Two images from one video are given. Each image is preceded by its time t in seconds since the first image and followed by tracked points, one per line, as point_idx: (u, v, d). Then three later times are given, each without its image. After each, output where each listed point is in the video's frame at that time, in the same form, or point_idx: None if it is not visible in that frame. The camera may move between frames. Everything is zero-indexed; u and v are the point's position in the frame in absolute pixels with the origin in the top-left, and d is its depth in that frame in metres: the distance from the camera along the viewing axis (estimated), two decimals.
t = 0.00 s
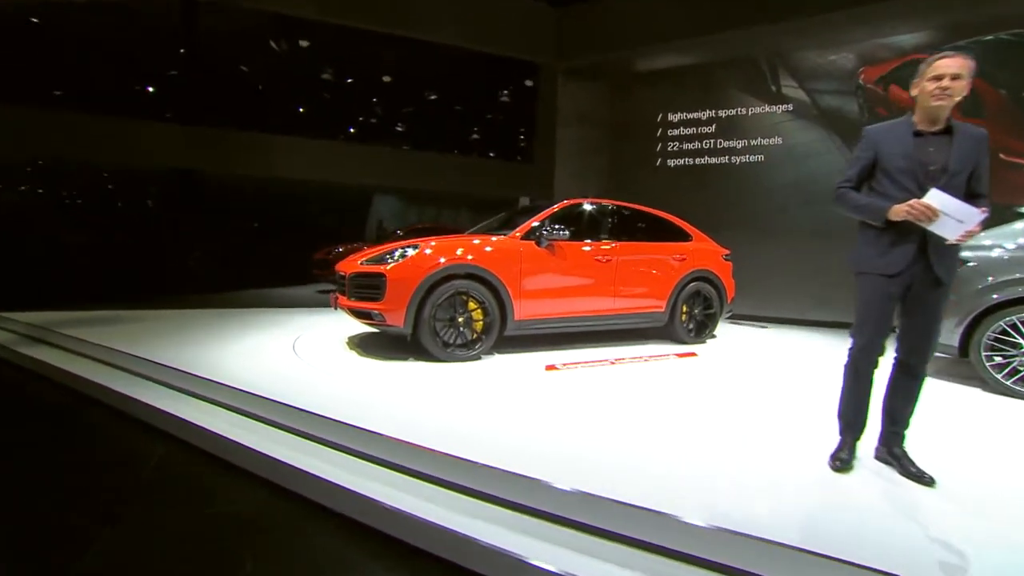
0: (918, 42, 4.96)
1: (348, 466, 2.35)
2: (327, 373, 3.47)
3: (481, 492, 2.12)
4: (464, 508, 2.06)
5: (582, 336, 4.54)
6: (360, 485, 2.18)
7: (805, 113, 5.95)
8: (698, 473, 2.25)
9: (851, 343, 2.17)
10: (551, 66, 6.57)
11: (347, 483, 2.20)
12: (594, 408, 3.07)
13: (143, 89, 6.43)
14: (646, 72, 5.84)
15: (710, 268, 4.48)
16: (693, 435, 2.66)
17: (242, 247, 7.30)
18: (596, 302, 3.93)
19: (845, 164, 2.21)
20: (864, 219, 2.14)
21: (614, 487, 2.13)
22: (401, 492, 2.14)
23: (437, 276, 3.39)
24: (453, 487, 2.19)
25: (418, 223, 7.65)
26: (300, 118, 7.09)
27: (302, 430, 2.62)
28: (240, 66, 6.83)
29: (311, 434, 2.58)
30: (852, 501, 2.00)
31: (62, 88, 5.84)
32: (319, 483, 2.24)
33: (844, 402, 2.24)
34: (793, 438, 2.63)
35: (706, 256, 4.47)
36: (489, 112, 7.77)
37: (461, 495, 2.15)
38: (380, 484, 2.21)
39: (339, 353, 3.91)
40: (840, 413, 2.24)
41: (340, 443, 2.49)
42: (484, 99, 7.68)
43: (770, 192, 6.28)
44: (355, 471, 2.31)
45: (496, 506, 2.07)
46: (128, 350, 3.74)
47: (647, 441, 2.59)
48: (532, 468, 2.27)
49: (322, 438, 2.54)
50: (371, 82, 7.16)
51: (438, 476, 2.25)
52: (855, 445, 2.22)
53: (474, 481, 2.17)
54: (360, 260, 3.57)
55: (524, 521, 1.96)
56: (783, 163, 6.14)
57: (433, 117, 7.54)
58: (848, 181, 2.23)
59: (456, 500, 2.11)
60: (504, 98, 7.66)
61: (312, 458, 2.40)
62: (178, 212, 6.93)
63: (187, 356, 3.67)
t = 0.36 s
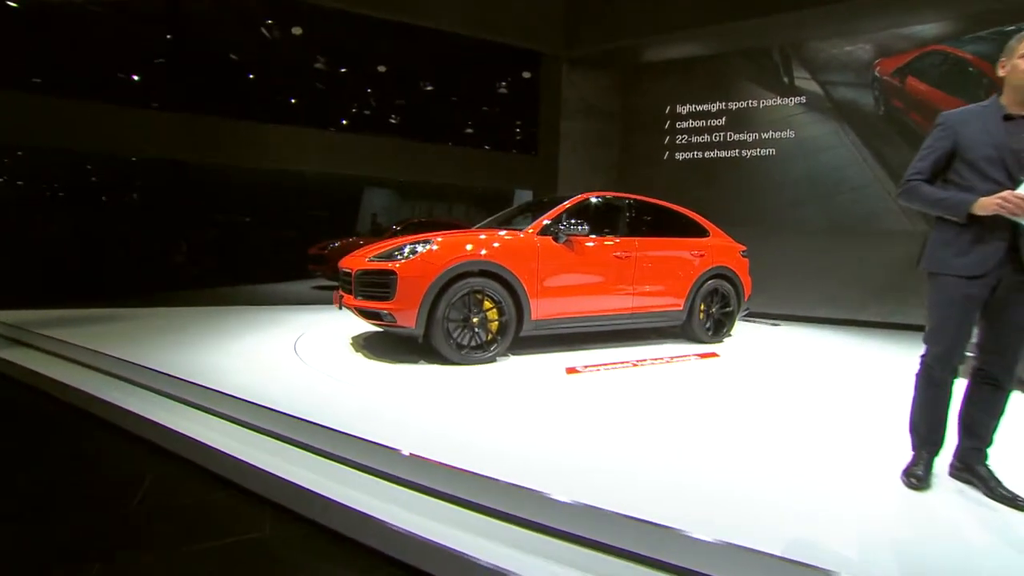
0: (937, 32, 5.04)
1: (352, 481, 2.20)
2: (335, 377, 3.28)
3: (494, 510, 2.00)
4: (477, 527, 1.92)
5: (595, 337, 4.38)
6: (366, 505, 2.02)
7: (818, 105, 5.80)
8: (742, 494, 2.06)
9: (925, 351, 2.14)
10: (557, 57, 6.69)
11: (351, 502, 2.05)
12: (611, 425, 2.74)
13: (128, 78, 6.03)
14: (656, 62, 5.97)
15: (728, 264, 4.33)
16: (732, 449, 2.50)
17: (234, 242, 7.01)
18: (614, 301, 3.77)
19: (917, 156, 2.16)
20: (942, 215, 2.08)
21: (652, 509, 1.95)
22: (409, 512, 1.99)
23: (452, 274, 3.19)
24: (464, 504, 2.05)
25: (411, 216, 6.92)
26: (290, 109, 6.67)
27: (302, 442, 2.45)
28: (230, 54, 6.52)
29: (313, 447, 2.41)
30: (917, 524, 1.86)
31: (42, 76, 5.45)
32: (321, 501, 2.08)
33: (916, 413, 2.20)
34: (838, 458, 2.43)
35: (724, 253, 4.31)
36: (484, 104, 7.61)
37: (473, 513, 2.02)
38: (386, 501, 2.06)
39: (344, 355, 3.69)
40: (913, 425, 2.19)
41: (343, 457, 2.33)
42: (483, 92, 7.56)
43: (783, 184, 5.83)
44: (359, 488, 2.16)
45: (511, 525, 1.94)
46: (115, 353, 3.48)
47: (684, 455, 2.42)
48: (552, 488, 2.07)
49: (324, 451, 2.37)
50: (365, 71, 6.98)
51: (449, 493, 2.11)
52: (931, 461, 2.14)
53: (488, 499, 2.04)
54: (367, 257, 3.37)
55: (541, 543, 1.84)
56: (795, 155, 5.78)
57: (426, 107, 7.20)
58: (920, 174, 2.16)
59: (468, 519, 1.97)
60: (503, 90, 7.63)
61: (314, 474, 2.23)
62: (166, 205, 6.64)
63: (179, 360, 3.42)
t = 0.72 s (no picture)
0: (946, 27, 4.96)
1: (335, 491, 1.97)
2: (342, 384, 3.06)
3: (492, 524, 1.77)
4: (501, 553, 1.64)
5: (609, 338, 4.23)
6: (347, 517, 1.80)
7: (824, 100, 5.69)
8: (795, 510, 1.92)
9: (998, 357, 2.00)
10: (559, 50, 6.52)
11: (330, 514, 1.82)
12: (631, 434, 2.58)
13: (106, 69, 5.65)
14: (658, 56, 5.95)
15: (744, 263, 4.21)
16: (772, 459, 2.36)
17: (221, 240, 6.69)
18: (632, 301, 3.63)
19: (993, 147, 2.00)
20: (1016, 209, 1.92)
21: (690, 529, 1.79)
22: (395, 525, 1.76)
23: (466, 274, 3.01)
24: (458, 517, 1.83)
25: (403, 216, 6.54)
26: (276, 103, 6.24)
27: (286, 451, 2.22)
28: (214, 45, 6.11)
29: (298, 456, 2.19)
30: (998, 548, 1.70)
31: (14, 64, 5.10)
32: (299, 513, 1.86)
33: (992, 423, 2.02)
34: (872, 466, 2.32)
35: (740, 251, 4.19)
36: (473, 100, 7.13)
37: (484, 531, 1.77)
38: (369, 512, 1.83)
39: (349, 360, 3.48)
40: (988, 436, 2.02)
41: (331, 467, 2.10)
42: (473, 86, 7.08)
43: (789, 181, 5.88)
44: (355, 503, 1.90)
45: (510, 540, 1.72)
46: (98, 362, 3.20)
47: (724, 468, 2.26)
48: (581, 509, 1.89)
49: (310, 461, 2.15)
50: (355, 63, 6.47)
51: (468, 514, 1.84)
52: (1019, 479, 1.98)
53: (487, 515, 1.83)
54: (374, 256, 3.17)
55: (561, 565, 1.59)
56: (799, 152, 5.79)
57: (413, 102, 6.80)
58: (994, 166, 1.99)
59: (462, 532, 1.74)
60: (496, 84, 7.19)
61: (293, 484, 2.00)
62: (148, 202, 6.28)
63: (170, 369, 3.17)
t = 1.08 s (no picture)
0: (949, 22, 5.01)
1: (315, 514, 1.78)
2: (346, 399, 2.82)
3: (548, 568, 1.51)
4: None
5: (621, 344, 4.05)
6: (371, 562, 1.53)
7: (826, 96, 5.57)
8: (861, 529, 1.78)
9: None
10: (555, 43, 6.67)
11: (308, 541, 1.64)
12: (660, 450, 2.38)
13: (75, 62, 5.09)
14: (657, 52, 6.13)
15: (756, 262, 4.08)
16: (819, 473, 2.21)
17: (202, 243, 6.29)
18: (647, 303, 3.48)
19: None
20: None
21: (757, 557, 1.61)
22: (379, 552, 1.58)
23: (479, 277, 2.82)
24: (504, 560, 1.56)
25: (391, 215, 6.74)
26: (257, 100, 5.88)
27: (265, 471, 2.02)
28: (192, 38, 5.62)
29: (278, 476, 1.99)
30: None
31: None
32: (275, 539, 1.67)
33: None
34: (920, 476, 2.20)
35: (752, 250, 4.07)
36: (459, 96, 6.77)
37: None
38: (362, 542, 1.63)
39: (350, 371, 3.23)
40: None
41: (344, 500, 1.84)
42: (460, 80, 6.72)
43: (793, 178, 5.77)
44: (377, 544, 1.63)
45: None
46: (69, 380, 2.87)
47: (771, 484, 2.09)
48: (633, 542, 1.68)
49: (289, 480, 1.95)
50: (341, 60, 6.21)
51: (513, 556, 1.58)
52: None
53: (483, 541, 1.66)
54: (377, 259, 2.97)
55: None
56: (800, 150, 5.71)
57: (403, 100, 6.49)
58: None
59: (466, 563, 1.55)
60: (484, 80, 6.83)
61: (269, 507, 1.81)
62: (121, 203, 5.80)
63: (151, 388, 2.85)
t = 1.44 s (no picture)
0: (955, 19, 4.97)
1: (318, 550, 1.56)
2: (357, 417, 2.61)
3: None
4: None
5: (638, 351, 3.89)
6: None
7: (832, 93, 5.50)
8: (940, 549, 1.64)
9: None
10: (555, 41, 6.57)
11: None
12: (702, 463, 2.24)
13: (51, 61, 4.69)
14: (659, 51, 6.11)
15: (772, 263, 3.97)
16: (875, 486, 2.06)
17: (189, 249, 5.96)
18: (668, 308, 3.33)
19: None
20: None
21: None
22: None
23: (499, 284, 2.65)
24: None
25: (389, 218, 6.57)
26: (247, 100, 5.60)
27: (262, 501, 1.80)
28: (176, 37, 5.28)
29: (276, 506, 1.77)
30: None
31: None
32: None
33: None
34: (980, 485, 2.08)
35: (768, 251, 3.95)
36: (450, 96, 6.57)
37: None
38: None
39: (359, 387, 3.01)
40: None
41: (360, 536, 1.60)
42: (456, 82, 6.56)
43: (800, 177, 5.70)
44: None
45: None
46: (48, 404, 2.59)
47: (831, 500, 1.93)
48: None
49: (292, 511, 1.73)
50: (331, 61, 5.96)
51: None
52: None
53: None
54: (387, 266, 2.78)
55: None
56: (807, 150, 5.63)
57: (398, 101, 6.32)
58: None
59: None
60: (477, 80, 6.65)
61: (269, 544, 1.59)
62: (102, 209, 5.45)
63: (142, 411, 2.60)
